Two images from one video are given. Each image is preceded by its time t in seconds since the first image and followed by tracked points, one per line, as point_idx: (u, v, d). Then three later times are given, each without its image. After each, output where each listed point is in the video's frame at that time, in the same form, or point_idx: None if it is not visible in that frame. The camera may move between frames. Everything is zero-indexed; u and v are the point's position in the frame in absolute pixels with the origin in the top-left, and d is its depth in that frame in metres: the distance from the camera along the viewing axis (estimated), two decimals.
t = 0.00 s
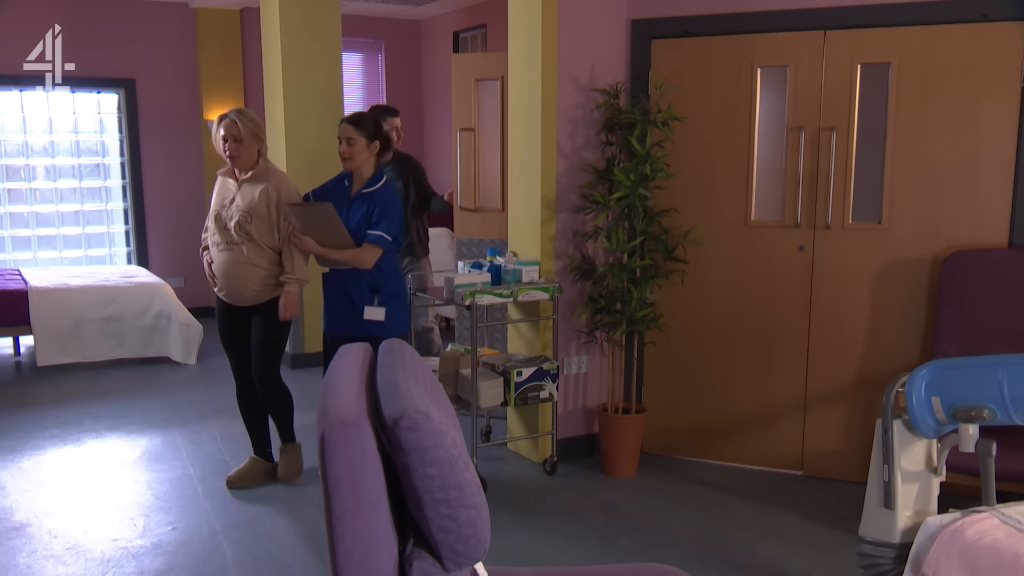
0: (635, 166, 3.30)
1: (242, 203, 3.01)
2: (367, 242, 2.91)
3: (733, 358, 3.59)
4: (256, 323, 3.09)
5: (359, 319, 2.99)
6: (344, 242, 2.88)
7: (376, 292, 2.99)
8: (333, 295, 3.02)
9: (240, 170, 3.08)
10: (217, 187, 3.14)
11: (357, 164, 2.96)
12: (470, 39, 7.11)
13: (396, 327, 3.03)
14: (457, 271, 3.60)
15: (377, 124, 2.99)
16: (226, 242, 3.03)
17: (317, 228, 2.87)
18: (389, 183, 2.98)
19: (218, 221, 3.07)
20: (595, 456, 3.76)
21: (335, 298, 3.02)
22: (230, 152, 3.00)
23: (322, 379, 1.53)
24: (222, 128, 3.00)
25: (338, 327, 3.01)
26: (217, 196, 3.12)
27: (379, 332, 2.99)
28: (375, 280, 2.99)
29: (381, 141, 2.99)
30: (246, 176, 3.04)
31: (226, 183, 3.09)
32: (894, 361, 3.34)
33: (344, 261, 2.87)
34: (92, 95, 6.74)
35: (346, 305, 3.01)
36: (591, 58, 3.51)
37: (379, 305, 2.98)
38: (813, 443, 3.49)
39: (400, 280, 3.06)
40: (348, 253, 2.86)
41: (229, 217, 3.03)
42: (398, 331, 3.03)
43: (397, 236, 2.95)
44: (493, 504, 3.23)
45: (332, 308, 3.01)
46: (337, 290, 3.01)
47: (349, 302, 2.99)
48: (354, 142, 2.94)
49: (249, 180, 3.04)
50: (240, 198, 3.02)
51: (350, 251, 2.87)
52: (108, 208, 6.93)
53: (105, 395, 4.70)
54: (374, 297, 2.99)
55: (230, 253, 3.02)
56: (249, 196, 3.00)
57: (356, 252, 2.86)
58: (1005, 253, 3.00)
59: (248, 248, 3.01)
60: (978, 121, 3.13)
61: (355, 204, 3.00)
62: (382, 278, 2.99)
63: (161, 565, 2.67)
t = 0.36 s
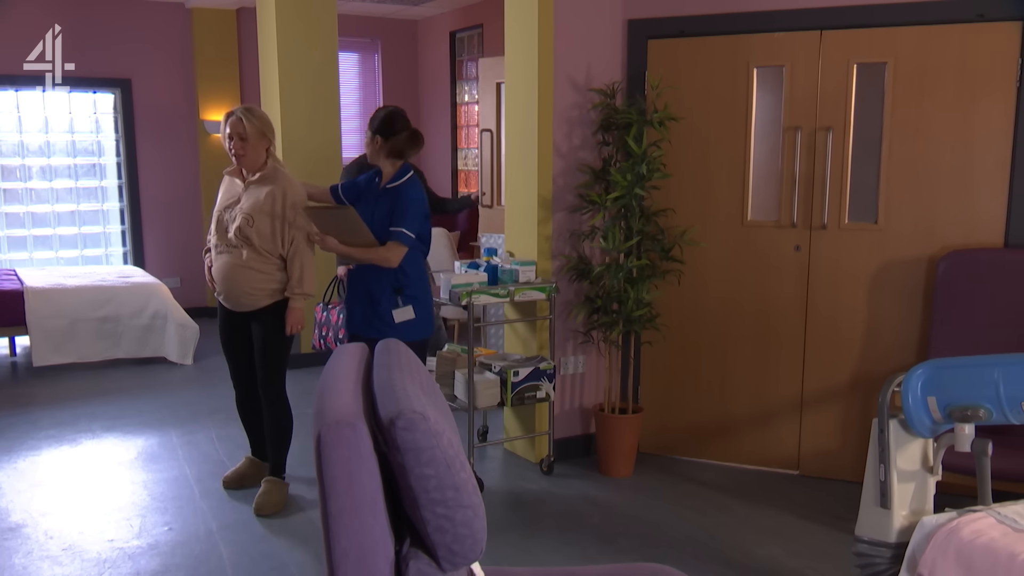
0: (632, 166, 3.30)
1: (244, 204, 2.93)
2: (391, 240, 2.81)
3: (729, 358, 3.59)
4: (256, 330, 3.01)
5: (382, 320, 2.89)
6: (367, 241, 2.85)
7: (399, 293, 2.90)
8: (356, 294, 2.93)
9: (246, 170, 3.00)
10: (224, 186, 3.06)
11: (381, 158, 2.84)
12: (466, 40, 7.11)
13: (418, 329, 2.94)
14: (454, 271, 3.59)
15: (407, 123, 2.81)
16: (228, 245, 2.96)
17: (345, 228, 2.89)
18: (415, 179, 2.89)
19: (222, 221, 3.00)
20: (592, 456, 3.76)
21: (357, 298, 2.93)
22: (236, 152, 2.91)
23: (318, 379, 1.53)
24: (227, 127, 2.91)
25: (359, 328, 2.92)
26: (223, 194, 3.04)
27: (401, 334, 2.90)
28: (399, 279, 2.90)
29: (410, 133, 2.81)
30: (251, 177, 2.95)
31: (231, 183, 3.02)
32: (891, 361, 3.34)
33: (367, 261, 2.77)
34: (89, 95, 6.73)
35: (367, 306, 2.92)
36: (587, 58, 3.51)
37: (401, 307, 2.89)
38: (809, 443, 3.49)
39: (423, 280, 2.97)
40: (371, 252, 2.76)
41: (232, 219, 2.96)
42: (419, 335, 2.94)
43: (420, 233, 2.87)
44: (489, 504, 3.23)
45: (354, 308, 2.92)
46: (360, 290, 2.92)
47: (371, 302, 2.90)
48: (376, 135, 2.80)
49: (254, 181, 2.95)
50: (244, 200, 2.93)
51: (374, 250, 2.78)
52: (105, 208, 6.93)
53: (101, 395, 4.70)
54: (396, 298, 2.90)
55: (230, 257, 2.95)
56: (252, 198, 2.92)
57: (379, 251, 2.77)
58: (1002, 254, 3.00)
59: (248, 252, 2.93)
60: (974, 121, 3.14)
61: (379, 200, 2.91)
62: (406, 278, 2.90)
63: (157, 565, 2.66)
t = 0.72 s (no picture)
0: (629, 166, 3.30)
1: (264, 204, 2.88)
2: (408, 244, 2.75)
3: (727, 358, 3.59)
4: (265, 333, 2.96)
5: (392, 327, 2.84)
6: (382, 248, 2.66)
7: (411, 299, 2.84)
8: (365, 301, 2.87)
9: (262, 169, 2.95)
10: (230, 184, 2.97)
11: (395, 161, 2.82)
12: (464, 39, 7.11)
13: (427, 335, 2.88)
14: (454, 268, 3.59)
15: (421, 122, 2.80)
16: (243, 245, 2.89)
17: (355, 236, 2.65)
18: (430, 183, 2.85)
19: (233, 220, 2.92)
20: (589, 456, 3.76)
21: (366, 304, 2.87)
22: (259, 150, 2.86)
23: (315, 379, 1.53)
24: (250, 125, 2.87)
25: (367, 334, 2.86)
26: (231, 193, 2.95)
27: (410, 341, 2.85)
28: (410, 286, 2.84)
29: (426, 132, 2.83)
30: (270, 176, 2.91)
31: (243, 181, 2.94)
32: (888, 360, 3.34)
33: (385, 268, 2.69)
34: (86, 95, 6.73)
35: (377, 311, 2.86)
36: (585, 58, 3.51)
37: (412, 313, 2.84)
38: (806, 443, 3.50)
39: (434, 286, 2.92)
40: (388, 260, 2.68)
41: (248, 218, 2.89)
42: (430, 341, 2.89)
43: (436, 238, 2.83)
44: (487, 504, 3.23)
45: (362, 314, 2.85)
46: (370, 295, 2.86)
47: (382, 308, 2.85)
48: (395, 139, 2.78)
49: (273, 180, 2.92)
50: (264, 199, 2.88)
51: (391, 257, 2.70)
52: (102, 208, 6.92)
53: (98, 395, 4.69)
54: (407, 303, 2.84)
55: (247, 257, 2.88)
56: (273, 197, 2.88)
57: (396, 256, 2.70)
58: (999, 253, 3.01)
59: (267, 252, 2.88)
60: (971, 121, 3.14)
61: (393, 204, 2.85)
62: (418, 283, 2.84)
63: (155, 565, 2.66)
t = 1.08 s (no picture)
0: (624, 166, 3.31)
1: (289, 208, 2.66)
2: (417, 253, 2.67)
3: (722, 358, 3.59)
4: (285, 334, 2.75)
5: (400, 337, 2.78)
6: (393, 262, 2.60)
7: (416, 305, 2.79)
8: (369, 314, 2.78)
9: (275, 169, 2.70)
10: (236, 184, 2.68)
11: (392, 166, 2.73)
12: (459, 40, 7.10)
13: (433, 339, 2.84)
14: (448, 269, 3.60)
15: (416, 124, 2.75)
16: (267, 252, 2.66)
17: (362, 253, 2.55)
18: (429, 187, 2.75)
19: (249, 223, 2.65)
20: (585, 456, 3.76)
21: (371, 318, 2.79)
22: (286, 152, 2.63)
23: (310, 379, 1.53)
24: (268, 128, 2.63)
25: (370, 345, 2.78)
26: (241, 194, 2.66)
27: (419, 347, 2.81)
28: (414, 293, 2.79)
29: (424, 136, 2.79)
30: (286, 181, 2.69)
31: (255, 183, 2.68)
32: (883, 360, 3.35)
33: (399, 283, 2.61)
34: (80, 96, 6.72)
35: (380, 321, 2.79)
36: (580, 58, 3.51)
37: (419, 319, 2.78)
38: (801, 443, 3.50)
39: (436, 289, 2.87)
40: (400, 273, 2.61)
41: (271, 223, 2.65)
42: (438, 344, 2.86)
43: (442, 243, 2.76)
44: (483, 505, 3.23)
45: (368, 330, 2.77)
46: (373, 308, 2.78)
47: (388, 319, 2.78)
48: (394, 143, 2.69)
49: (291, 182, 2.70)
50: (288, 202, 2.67)
51: (402, 270, 2.62)
52: (97, 208, 6.90)
53: (93, 396, 4.68)
54: (413, 310, 2.79)
55: (273, 265, 2.66)
56: (296, 201, 2.67)
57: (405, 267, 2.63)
58: (993, 253, 3.01)
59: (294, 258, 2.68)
60: (965, 121, 3.15)
61: (389, 210, 2.74)
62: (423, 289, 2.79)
63: (150, 567, 2.65)
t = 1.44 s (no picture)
0: (618, 166, 3.31)
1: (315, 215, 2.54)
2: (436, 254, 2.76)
3: (715, 357, 3.60)
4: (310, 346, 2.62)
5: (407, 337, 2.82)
6: (416, 257, 2.70)
7: (423, 303, 2.82)
8: (376, 316, 2.80)
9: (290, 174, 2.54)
10: (252, 193, 2.49)
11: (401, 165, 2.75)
12: (452, 40, 7.10)
13: (437, 337, 2.88)
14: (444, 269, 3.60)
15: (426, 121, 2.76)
16: (299, 263, 2.52)
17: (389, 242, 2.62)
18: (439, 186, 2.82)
19: (276, 234, 2.50)
20: (579, 456, 3.76)
21: (377, 319, 2.80)
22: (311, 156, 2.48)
23: (303, 379, 1.52)
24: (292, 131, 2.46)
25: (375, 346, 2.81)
26: (262, 205, 2.48)
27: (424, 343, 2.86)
28: (420, 292, 2.81)
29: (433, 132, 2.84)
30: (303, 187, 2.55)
31: (274, 191, 2.51)
32: (875, 359, 3.35)
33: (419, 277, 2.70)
34: (72, 95, 6.70)
35: (385, 321, 2.81)
36: (573, 58, 3.51)
37: (424, 317, 2.82)
38: (794, 442, 3.51)
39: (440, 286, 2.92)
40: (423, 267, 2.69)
41: (299, 232, 2.52)
42: (444, 338, 2.91)
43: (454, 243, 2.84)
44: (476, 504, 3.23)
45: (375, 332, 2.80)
46: (379, 309, 2.80)
47: (395, 320, 2.81)
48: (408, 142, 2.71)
49: (309, 186, 2.56)
50: (314, 209, 2.54)
51: (424, 265, 2.71)
52: (89, 208, 6.88)
53: (85, 396, 4.67)
54: (419, 309, 2.82)
55: (307, 275, 2.52)
56: (321, 207, 2.55)
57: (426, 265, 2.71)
58: (986, 252, 3.02)
59: (326, 265, 2.57)
60: (958, 121, 3.16)
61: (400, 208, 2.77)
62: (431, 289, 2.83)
63: (143, 567, 2.65)
